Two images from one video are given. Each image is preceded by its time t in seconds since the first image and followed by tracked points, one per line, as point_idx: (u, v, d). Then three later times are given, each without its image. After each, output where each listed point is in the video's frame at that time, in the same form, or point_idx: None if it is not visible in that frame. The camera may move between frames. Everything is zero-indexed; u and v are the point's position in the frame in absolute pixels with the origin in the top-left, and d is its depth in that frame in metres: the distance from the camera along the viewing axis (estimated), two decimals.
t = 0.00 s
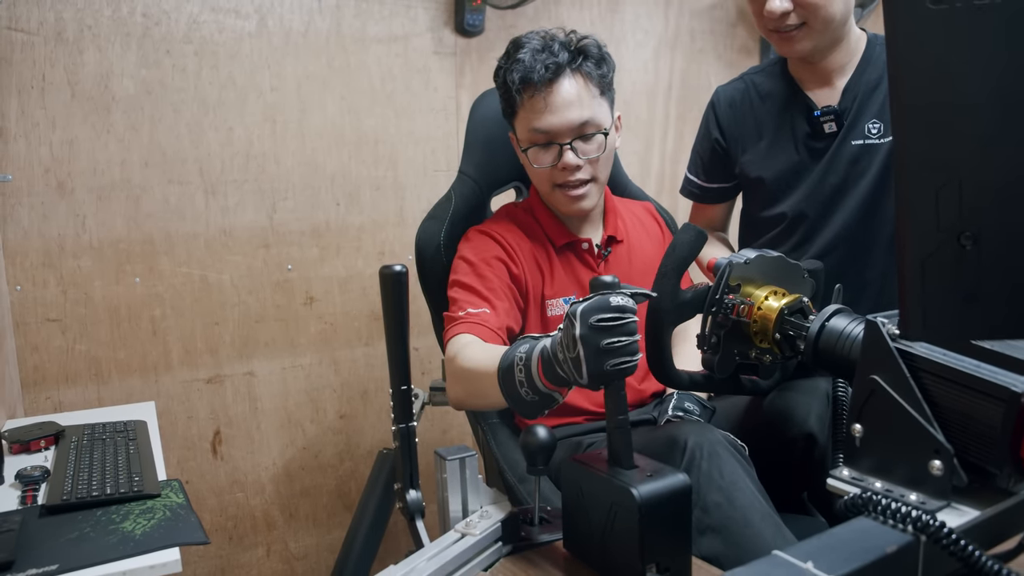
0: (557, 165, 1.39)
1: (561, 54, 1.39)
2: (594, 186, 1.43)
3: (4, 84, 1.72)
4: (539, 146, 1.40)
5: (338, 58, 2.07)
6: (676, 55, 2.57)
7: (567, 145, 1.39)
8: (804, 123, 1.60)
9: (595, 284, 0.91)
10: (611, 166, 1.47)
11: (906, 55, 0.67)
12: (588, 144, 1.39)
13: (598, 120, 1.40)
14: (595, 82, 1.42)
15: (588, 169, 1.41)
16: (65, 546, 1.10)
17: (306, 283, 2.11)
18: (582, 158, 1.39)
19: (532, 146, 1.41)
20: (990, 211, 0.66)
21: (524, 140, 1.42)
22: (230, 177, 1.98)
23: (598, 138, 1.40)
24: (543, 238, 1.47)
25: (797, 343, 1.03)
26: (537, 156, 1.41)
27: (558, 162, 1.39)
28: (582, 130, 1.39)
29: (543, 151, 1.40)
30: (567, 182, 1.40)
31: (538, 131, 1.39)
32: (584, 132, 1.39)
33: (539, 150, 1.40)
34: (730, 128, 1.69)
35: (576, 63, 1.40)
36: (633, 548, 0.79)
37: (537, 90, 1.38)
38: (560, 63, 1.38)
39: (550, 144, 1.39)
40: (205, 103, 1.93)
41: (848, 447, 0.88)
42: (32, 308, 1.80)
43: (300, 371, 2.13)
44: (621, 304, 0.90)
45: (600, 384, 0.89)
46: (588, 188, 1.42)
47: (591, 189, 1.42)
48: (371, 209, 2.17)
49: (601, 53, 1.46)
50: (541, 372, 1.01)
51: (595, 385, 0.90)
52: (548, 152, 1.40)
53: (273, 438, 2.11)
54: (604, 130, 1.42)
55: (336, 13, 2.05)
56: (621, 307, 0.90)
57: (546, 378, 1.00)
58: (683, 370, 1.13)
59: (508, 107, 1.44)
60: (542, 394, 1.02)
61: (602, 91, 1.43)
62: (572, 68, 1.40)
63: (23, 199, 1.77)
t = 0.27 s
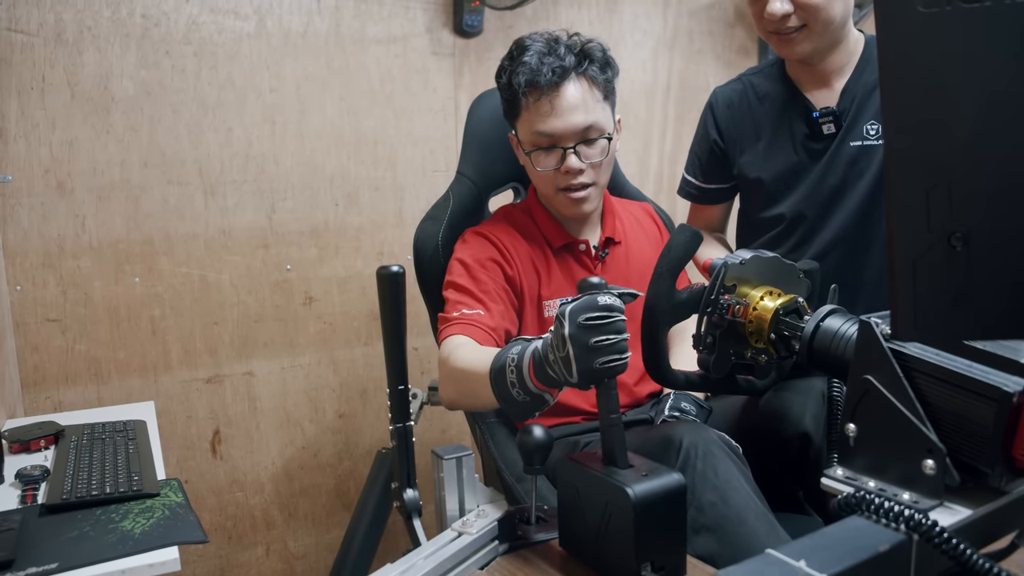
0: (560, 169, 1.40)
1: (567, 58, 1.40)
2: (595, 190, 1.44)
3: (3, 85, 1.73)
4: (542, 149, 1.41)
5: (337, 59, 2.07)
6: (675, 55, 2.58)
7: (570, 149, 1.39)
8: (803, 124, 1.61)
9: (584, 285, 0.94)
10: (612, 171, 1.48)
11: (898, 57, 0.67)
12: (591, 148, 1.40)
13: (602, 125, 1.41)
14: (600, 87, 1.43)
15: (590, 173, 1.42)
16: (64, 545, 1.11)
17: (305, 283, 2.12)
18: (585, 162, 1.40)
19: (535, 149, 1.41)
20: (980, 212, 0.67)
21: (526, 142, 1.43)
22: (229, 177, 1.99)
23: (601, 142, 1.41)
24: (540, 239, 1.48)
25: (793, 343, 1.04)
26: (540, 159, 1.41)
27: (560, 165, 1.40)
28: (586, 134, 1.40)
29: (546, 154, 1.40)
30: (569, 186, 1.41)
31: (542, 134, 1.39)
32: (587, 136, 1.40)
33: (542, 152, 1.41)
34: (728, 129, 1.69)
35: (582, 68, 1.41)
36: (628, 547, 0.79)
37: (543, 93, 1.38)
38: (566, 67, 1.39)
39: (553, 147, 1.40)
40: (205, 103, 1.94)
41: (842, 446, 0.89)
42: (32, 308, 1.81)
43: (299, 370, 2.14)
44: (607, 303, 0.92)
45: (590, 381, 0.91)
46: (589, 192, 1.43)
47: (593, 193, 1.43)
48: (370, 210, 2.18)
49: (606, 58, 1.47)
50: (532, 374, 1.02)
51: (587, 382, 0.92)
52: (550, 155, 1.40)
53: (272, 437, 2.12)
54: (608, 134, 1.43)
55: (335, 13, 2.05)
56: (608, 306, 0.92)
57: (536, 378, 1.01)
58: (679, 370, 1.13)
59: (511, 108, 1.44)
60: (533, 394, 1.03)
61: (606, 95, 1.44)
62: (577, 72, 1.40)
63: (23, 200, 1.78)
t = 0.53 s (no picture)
0: (555, 169, 1.40)
1: (563, 58, 1.40)
2: (589, 190, 1.44)
3: (4, 85, 1.73)
4: (536, 149, 1.40)
5: (337, 59, 2.08)
6: (674, 55, 2.58)
7: (565, 149, 1.39)
8: (803, 125, 1.61)
9: (597, 285, 0.91)
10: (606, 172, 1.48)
11: (895, 57, 0.67)
12: (585, 149, 1.41)
13: (597, 125, 1.41)
14: (595, 87, 1.43)
15: (585, 173, 1.42)
16: (64, 545, 1.11)
17: (305, 284, 2.12)
18: (579, 162, 1.40)
19: (530, 148, 1.41)
20: (977, 213, 0.67)
21: (521, 142, 1.43)
22: (229, 177, 1.99)
23: (596, 143, 1.41)
24: (535, 239, 1.49)
25: (790, 343, 1.04)
26: (534, 159, 1.41)
27: (555, 165, 1.40)
28: (580, 134, 1.40)
29: (541, 154, 1.40)
30: (564, 186, 1.41)
31: (537, 133, 1.39)
32: (582, 136, 1.40)
33: (537, 152, 1.41)
34: (727, 129, 1.70)
35: (577, 68, 1.41)
36: (625, 548, 0.80)
37: (538, 93, 1.39)
38: (562, 67, 1.39)
39: (548, 147, 1.39)
40: (204, 103, 1.94)
41: (839, 447, 0.89)
42: (32, 308, 1.81)
43: (299, 370, 2.14)
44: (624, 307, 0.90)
45: (597, 384, 0.90)
46: (584, 192, 1.43)
47: (587, 194, 1.43)
48: (370, 210, 2.18)
49: (601, 59, 1.47)
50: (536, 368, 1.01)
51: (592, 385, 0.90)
52: (545, 154, 1.40)
53: (272, 437, 2.12)
54: (602, 135, 1.43)
55: (335, 13, 2.05)
56: (623, 310, 0.90)
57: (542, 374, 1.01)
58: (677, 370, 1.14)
59: (506, 108, 1.44)
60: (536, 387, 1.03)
61: (602, 96, 1.45)
62: (573, 72, 1.41)
63: (23, 200, 1.78)
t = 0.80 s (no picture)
0: (556, 169, 1.40)
1: (563, 58, 1.40)
2: (591, 189, 1.44)
3: (3, 85, 1.73)
4: (538, 149, 1.41)
5: (336, 59, 2.08)
6: (674, 56, 2.58)
7: (567, 149, 1.39)
8: (803, 125, 1.61)
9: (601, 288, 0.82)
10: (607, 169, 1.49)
11: (894, 58, 0.68)
12: (587, 148, 1.41)
13: (598, 125, 1.41)
14: (596, 86, 1.43)
15: (587, 173, 1.42)
16: (64, 545, 1.11)
17: (305, 284, 2.12)
18: (581, 162, 1.40)
19: (531, 149, 1.41)
20: (975, 214, 0.67)
21: (523, 142, 1.43)
22: (229, 178, 1.99)
23: (597, 142, 1.41)
24: (530, 241, 1.49)
25: (790, 343, 1.04)
26: (536, 159, 1.41)
27: (557, 165, 1.40)
28: (581, 134, 1.40)
29: (542, 154, 1.41)
30: (566, 186, 1.41)
31: (538, 134, 1.40)
32: (583, 136, 1.40)
33: (538, 153, 1.41)
34: (728, 129, 1.70)
35: (578, 67, 1.41)
36: (623, 548, 0.80)
37: (540, 93, 1.38)
38: (562, 66, 1.39)
39: (550, 148, 1.40)
40: (204, 104, 1.94)
41: (838, 446, 0.89)
42: (32, 308, 1.81)
43: (299, 370, 2.14)
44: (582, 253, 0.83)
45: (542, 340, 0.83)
46: (586, 191, 1.43)
47: (589, 192, 1.44)
48: (370, 210, 2.18)
49: (601, 57, 1.47)
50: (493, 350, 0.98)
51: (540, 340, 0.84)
52: (546, 155, 1.41)
53: (272, 437, 2.12)
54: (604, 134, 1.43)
55: (334, 14, 2.06)
56: (581, 291, 0.79)
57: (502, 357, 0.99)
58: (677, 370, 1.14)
59: (507, 107, 1.44)
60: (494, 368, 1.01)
61: (602, 94, 1.45)
62: (573, 72, 1.41)
63: (23, 200, 1.78)
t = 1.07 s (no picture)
0: (562, 171, 1.40)
1: (561, 61, 1.41)
2: (597, 188, 1.44)
3: (4, 85, 1.73)
4: (542, 152, 1.41)
5: (337, 59, 2.08)
6: (675, 56, 2.59)
7: (571, 150, 1.40)
8: (804, 126, 1.61)
9: (600, 286, 0.82)
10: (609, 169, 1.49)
11: (894, 59, 0.67)
12: (589, 148, 1.41)
13: (599, 124, 1.42)
14: (594, 86, 1.44)
15: (591, 172, 1.42)
16: (64, 544, 1.11)
17: (305, 283, 2.12)
18: (586, 161, 1.40)
19: (535, 154, 1.41)
20: (975, 214, 0.67)
21: (525, 147, 1.43)
22: (229, 177, 1.99)
23: (600, 141, 1.42)
24: (525, 241, 1.49)
25: (790, 343, 1.04)
26: (540, 162, 1.41)
27: (562, 167, 1.40)
28: (584, 134, 1.40)
29: (546, 156, 1.41)
30: (570, 187, 1.41)
31: (541, 136, 1.40)
32: (586, 136, 1.40)
33: (542, 158, 1.41)
34: (728, 129, 1.70)
35: (575, 67, 1.42)
36: (624, 548, 0.80)
37: (540, 97, 1.39)
38: (560, 69, 1.40)
39: (554, 150, 1.40)
40: (204, 104, 1.94)
41: (838, 447, 0.89)
42: (32, 307, 1.81)
43: (299, 370, 2.14)
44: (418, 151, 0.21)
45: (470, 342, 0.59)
46: (592, 191, 1.43)
47: (593, 193, 1.44)
48: (370, 210, 2.18)
49: (597, 60, 1.48)
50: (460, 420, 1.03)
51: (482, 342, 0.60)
52: (550, 158, 1.41)
53: (272, 436, 2.13)
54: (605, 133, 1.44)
55: (335, 14, 2.06)
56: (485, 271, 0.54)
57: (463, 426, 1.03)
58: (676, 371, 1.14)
59: (506, 112, 1.45)
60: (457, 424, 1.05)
61: (601, 94, 1.46)
62: (571, 74, 1.42)
63: (24, 200, 1.78)
